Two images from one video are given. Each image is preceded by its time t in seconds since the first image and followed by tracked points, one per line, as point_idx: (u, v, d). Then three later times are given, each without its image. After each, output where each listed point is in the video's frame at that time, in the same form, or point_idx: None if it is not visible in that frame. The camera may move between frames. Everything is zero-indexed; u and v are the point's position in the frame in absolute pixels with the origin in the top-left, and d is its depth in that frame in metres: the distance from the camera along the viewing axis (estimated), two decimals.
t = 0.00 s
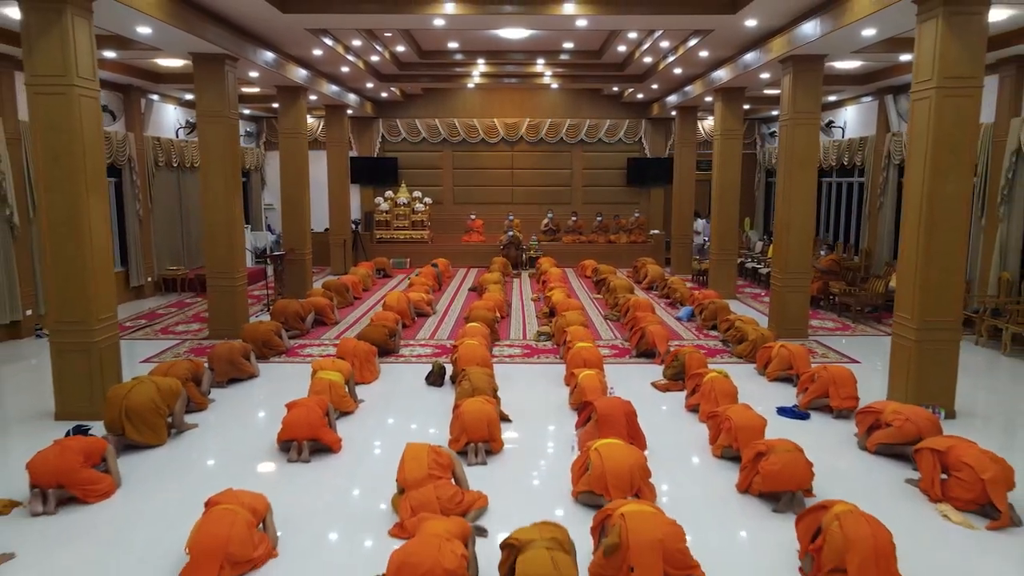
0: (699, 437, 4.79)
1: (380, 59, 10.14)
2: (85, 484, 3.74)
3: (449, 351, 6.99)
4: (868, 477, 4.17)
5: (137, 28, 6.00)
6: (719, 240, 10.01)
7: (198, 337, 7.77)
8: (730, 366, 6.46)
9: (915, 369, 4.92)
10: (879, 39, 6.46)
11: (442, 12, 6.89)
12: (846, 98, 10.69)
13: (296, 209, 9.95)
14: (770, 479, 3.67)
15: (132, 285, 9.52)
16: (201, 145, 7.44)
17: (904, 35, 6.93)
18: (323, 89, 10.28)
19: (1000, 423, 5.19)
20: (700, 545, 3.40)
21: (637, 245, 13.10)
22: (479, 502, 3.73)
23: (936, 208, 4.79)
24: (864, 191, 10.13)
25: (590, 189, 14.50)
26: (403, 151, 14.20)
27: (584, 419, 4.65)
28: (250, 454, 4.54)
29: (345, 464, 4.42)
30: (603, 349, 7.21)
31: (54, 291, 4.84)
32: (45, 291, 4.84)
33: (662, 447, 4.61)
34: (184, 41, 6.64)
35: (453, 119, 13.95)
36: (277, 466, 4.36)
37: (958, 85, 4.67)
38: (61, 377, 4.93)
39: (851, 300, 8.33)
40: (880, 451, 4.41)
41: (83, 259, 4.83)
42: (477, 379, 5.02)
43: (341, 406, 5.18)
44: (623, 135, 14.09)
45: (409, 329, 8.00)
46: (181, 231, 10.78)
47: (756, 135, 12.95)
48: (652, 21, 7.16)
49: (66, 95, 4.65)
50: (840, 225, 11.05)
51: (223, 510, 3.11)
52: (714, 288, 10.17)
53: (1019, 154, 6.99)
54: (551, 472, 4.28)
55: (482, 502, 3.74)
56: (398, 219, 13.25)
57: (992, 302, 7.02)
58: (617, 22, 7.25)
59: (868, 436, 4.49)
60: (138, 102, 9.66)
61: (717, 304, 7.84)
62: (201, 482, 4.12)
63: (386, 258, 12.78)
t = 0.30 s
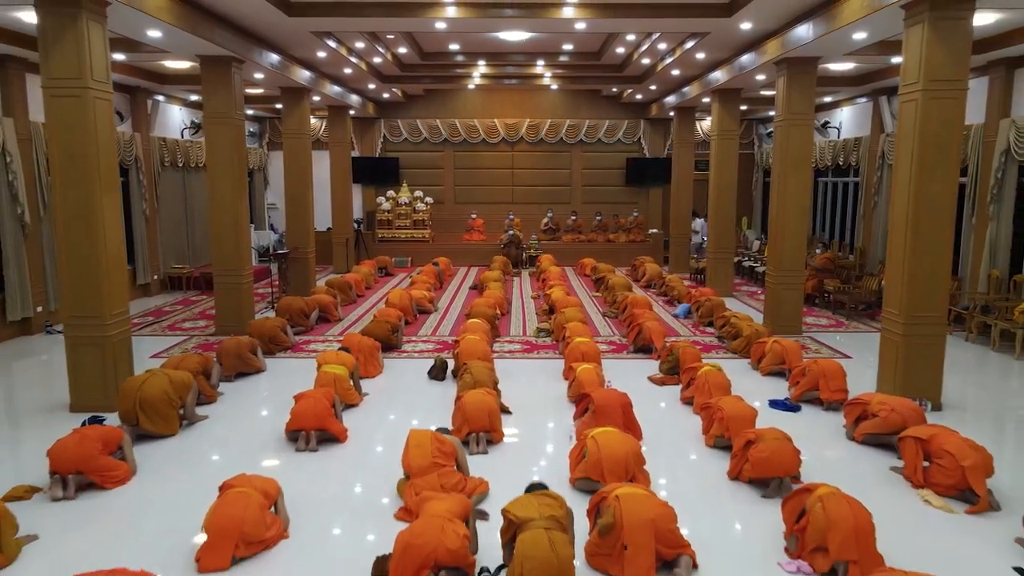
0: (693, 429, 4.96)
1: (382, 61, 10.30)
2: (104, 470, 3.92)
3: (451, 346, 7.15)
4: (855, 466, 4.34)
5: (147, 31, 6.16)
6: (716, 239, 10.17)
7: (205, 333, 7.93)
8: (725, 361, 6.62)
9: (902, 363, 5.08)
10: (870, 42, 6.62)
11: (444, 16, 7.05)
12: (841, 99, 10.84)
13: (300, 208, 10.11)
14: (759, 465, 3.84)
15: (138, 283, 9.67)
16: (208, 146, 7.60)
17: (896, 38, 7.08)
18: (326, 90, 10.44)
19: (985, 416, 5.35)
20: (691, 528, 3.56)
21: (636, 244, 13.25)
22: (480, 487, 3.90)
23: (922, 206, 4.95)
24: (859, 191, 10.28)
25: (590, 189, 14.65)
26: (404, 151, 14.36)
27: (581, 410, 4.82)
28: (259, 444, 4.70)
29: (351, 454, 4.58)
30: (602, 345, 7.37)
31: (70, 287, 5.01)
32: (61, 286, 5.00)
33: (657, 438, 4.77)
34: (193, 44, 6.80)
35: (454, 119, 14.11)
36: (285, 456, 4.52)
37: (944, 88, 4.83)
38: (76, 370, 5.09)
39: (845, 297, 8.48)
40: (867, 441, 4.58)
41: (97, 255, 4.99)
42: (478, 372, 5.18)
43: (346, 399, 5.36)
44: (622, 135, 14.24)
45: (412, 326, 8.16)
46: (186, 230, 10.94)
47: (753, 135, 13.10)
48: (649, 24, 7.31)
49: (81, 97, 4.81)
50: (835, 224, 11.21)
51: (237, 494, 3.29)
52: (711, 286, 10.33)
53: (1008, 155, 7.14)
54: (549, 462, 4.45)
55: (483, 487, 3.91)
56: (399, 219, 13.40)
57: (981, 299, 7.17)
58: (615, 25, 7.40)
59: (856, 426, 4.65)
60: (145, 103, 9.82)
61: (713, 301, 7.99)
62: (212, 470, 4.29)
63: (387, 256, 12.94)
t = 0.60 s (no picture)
0: (687, 421, 5.13)
1: (385, 63, 10.47)
2: (120, 458, 4.09)
3: (453, 342, 7.33)
4: (843, 456, 4.51)
5: (157, 35, 6.33)
6: (713, 238, 10.33)
7: (211, 330, 8.10)
8: (719, 356, 6.79)
9: (890, 357, 5.24)
10: (862, 45, 6.79)
11: (446, 19, 7.21)
12: (837, 99, 10.99)
13: (304, 208, 10.27)
14: (749, 453, 4.02)
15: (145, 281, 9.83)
16: (215, 146, 7.76)
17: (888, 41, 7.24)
18: (329, 91, 10.61)
19: (971, 409, 5.52)
20: (683, 514, 3.73)
21: (635, 243, 13.42)
22: (481, 475, 4.06)
23: (909, 205, 5.11)
24: (854, 191, 10.43)
25: (590, 189, 14.82)
26: (405, 151, 14.53)
27: (579, 403, 4.99)
28: (268, 436, 4.88)
29: (357, 445, 4.76)
30: (600, 341, 7.54)
31: (84, 283, 5.18)
32: (75, 282, 5.17)
33: (652, 429, 4.94)
34: (201, 47, 6.97)
35: (454, 120, 14.28)
36: (293, 447, 4.69)
37: (930, 91, 5.00)
38: (89, 363, 5.26)
39: (839, 295, 8.65)
40: (855, 431, 4.75)
41: (110, 252, 5.16)
42: (479, 366, 5.36)
43: (351, 392, 5.55)
44: (621, 135, 14.38)
45: (414, 323, 8.33)
46: (191, 229, 11.10)
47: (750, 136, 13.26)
48: (646, 27, 7.47)
49: (95, 100, 4.98)
50: (831, 224, 11.37)
51: (250, 478, 3.47)
52: (708, 284, 10.50)
53: (997, 155, 7.30)
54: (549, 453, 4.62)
55: (484, 475, 4.09)
56: (401, 218, 13.56)
57: (971, 296, 7.32)
58: (613, 29, 7.56)
59: (844, 418, 4.82)
60: (151, 104, 9.98)
61: (709, 299, 8.16)
62: (224, 460, 4.45)
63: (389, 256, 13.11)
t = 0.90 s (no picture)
0: (682, 413, 5.29)
1: (387, 64, 10.62)
2: (136, 446, 4.28)
3: (454, 338, 7.50)
4: (831, 446, 4.68)
5: (167, 39, 6.50)
6: (710, 237, 10.50)
7: (218, 327, 8.27)
8: (715, 352, 6.96)
9: (879, 352, 5.41)
10: (853, 48, 6.95)
11: (447, 23, 7.37)
12: (833, 100, 11.15)
13: (307, 207, 10.43)
14: (739, 442, 4.21)
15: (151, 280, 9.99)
16: (221, 147, 7.93)
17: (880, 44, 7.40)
18: (332, 93, 10.78)
19: (958, 402, 5.68)
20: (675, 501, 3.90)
21: (634, 242, 13.58)
22: (483, 463, 4.22)
23: (897, 204, 5.27)
24: (849, 190, 10.59)
25: (589, 188, 14.98)
26: (407, 151, 14.69)
27: (576, 395, 5.15)
28: (276, 428, 5.05)
29: (362, 437, 4.93)
30: (598, 337, 7.71)
31: (98, 280, 5.35)
32: (89, 278, 5.34)
33: (647, 422, 5.11)
34: (208, 50, 7.13)
35: (455, 121, 14.45)
36: (301, 439, 4.86)
37: (917, 93, 5.16)
38: (102, 357, 5.42)
39: (834, 293, 8.81)
40: (844, 423, 4.92)
41: (123, 250, 5.33)
42: (480, 360, 5.53)
43: (356, 385, 5.75)
44: (620, 135, 14.53)
45: (416, 320, 8.50)
46: (195, 229, 11.26)
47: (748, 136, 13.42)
48: (644, 30, 7.63)
49: (109, 102, 5.15)
50: (826, 223, 11.53)
51: (261, 465, 3.69)
52: (705, 282, 10.65)
53: (986, 156, 7.45)
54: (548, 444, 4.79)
55: (486, 462, 4.27)
56: (403, 218, 13.72)
57: (961, 294, 7.48)
58: (611, 31, 7.72)
59: (833, 409, 4.99)
60: (157, 105, 10.14)
61: (705, 296, 8.32)
62: (234, 450, 4.62)
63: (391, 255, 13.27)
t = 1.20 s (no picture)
0: (677, 406, 5.47)
1: (389, 66, 10.78)
2: (151, 436, 4.46)
3: (456, 335, 7.67)
4: (820, 438, 4.84)
5: (176, 42, 6.67)
6: (707, 236, 10.67)
7: (224, 323, 8.45)
8: (710, 348, 7.14)
9: (868, 347, 5.57)
10: (846, 51, 7.12)
11: (449, 26, 7.54)
12: (829, 102, 11.32)
13: (311, 207, 10.60)
14: (731, 432, 4.40)
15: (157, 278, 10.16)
16: (228, 147, 8.10)
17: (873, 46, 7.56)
18: (335, 94, 10.94)
19: (946, 396, 5.84)
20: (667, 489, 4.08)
21: (633, 241, 13.74)
22: (484, 451, 4.38)
23: (886, 203, 5.44)
24: (844, 191, 10.76)
25: (589, 189, 15.15)
26: (408, 151, 14.85)
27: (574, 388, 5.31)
28: (284, 420, 5.22)
29: (367, 428, 5.10)
30: (597, 333, 7.89)
31: (111, 276, 5.52)
32: (103, 273, 5.50)
33: (643, 415, 5.28)
34: (216, 53, 7.30)
35: (457, 121, 14.63)
36: (308, 431, 5.03)
37: (904, 96, 5.33)
38: (115, 351, 5.59)
39: (828, 290, 8.98)
40: (833, 415, 5.09)
41: (135, 247, 5.50)
42: (481, 353, 5.71)
43: (361, 379, 5.97)
44: (619, 136, 14.69)
45: (418, 317, 8.68)
46: (200, 227, 11.44)
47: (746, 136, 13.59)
48: (641, 33, 7.80)
49: (122, 104, 5.32)
50: (822, 222, 11.69)
51: (272, 452, 3.87)
52: (703, 280, 10.82)
53: (977, 156, 7.61)
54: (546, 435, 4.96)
55: (487, 450, 4.44)
56: (404, 217, 13.89)
57: (952, 291, 7.64)
58: (609, 34, 7.88)
59: (823, 401, 5.16)
60: (163, 106, 10.30)
61: (702, 293, 8.48)
62: (244, 441, 4.79)
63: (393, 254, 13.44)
